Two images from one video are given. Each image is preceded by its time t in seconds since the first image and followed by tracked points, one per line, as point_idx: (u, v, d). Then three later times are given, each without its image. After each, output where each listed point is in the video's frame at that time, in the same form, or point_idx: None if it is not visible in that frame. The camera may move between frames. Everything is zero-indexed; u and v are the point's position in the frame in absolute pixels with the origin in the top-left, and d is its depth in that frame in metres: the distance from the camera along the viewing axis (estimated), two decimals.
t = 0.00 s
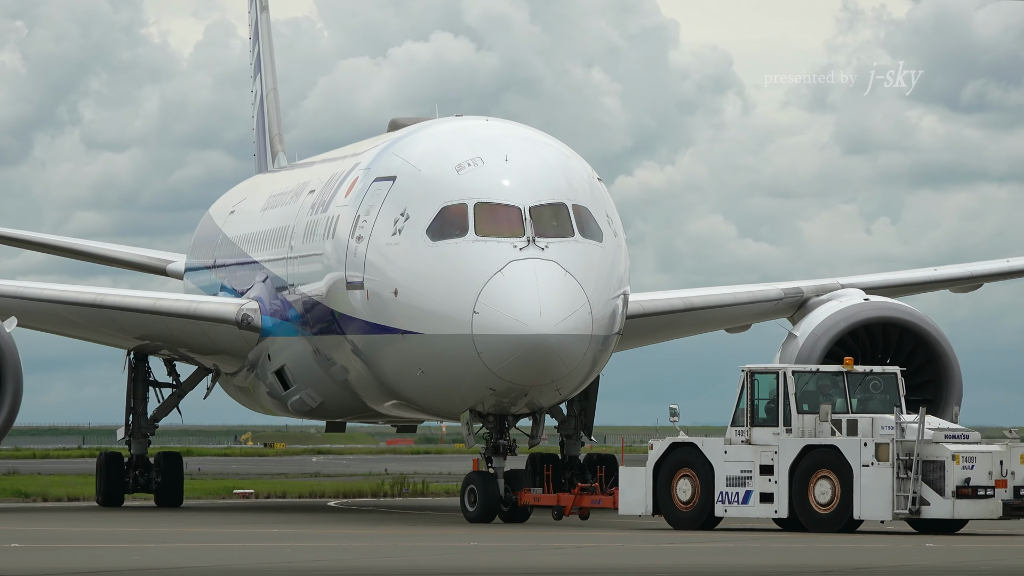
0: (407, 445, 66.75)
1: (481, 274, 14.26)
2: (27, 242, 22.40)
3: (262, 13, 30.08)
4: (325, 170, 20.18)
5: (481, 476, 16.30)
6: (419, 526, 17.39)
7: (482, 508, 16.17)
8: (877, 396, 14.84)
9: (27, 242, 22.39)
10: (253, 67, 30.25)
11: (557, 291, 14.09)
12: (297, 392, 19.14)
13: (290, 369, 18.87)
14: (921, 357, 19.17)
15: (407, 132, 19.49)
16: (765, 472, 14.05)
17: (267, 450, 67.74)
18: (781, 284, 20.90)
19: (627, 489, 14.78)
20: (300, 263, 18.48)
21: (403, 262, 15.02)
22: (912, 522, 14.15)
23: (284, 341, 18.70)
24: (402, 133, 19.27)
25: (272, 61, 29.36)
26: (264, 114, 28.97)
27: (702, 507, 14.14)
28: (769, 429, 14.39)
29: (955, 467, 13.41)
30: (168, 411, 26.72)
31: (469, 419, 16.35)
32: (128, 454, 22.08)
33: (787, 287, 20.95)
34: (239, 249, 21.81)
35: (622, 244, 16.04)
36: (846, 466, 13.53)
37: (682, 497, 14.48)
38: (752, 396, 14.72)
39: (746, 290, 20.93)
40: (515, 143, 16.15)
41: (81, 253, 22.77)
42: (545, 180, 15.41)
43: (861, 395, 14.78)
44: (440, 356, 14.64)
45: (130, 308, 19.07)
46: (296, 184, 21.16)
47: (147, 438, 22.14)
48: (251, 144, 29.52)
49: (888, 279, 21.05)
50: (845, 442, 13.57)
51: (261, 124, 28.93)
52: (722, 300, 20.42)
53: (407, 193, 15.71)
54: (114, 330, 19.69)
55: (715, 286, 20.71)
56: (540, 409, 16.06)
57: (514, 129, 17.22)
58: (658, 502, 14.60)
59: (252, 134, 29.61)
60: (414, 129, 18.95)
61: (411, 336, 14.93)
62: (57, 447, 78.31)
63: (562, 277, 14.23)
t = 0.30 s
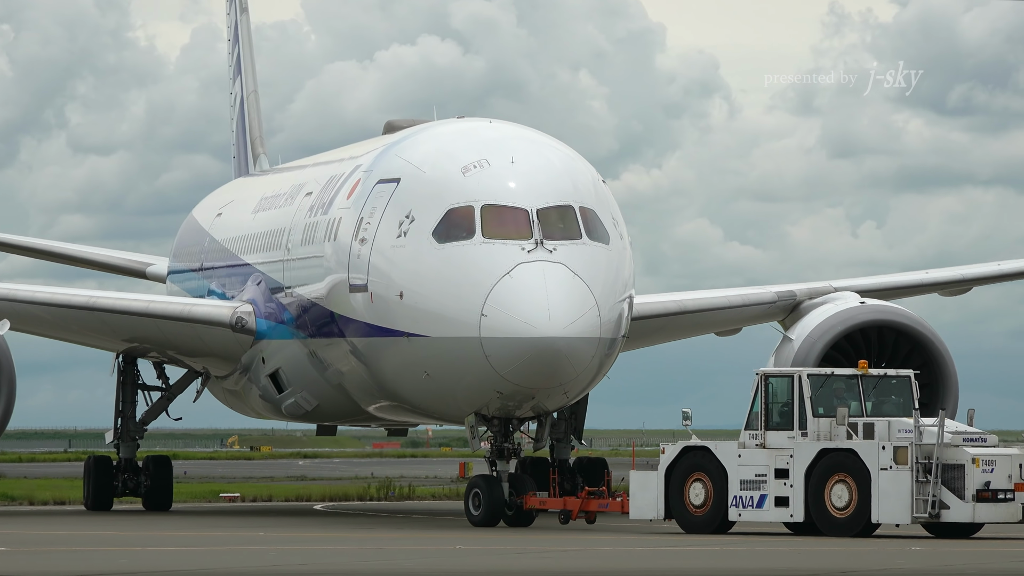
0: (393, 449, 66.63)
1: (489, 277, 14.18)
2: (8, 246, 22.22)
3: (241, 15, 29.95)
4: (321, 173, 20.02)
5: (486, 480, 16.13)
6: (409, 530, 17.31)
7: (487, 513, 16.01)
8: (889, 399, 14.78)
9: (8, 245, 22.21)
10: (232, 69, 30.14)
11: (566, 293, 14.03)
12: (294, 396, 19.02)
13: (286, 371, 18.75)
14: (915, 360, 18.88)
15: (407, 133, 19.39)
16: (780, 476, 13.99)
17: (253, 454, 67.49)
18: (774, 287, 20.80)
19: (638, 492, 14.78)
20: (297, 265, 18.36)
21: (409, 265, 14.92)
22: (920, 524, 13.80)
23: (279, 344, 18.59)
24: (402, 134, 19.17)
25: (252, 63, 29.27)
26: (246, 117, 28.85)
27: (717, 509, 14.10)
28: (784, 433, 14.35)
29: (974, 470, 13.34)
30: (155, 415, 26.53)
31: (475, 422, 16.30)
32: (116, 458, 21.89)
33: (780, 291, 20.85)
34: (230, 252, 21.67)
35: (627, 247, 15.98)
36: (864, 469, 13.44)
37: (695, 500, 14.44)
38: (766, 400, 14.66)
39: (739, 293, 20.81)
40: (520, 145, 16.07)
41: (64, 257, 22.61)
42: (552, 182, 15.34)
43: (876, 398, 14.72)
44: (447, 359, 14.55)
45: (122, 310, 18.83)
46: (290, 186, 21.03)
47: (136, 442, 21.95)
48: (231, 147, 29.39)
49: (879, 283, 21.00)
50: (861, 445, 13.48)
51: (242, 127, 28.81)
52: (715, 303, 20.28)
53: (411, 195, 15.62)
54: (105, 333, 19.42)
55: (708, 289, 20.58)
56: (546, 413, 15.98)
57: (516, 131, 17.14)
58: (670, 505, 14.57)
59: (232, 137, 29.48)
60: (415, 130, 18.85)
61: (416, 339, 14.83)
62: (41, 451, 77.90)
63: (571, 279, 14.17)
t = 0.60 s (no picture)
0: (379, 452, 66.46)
1: (498, 279, 14.11)
2: None
3: (221, 17, 29.83)
4: (317, 174, 19.87)
5: (491, 484, 16.02)
6: (397, 533, 17.23)
7: (492, 517, 15.91)
8: (903, 402, 14.76)
9: None
10: (213, 71, 30.02)
11: (576, 296, 13.97)
12: (289, 398, 18.91)
13: (281, 374, 18.63)
14: (913, 362, 18.69)
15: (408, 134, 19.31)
16: (796, 480, 13.93)
17: (239, 458, 67.23)
18: (768, 291, 20.70)
19: (650, 495, 14.75)
20: (294, 267, 18.26)
21: (415, 268, 14.83)
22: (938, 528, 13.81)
23: (274, 346, 18.48)
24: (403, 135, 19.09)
25: (232, 65, 29.19)
26: (227, 119, 28.71)
27: (731, 516, 14.00)
28: (800, 437, 14.31)
29: (994, 475, 13.33)
30: (142, 418, 26.34)
31: (482, 426, 16.19)
32: (106, 461, 21.72)
33: (774, 294, 20.75)
34: (221, 255, 21.52)
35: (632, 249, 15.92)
36: (882, 474, 13.40)
37: (708, 504, 14.35)
38: (781, 404, 14.64)
39: (734, 296, 20.71)
40: (524, 147, 16.00)
41: (46, 260, 22.45)
42: (558, 184, 15.28)
43: (891, 402, 14.70)
44: (453, 362, 14.46)
45: (115, 313, 18.66)
46: (283, 188, 20.91)
47: (125, 446, 21.79)
48: (211, 149, 29.25)
49: (871, 285, 20.93)
50: (878, 450, 13.42)
51: (222, 130, 28.67)
52: (710, 305, 20.16)
53: (416, 197, 15.53)
54: (97, 336, 19.25)
55: (702, 293, 20.46)
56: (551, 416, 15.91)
57: (519, 132, 17.07)
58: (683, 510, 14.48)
59: (212, 140, 29.35)
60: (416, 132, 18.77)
61: (422, 342, 14.75)
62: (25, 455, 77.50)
63: (580, 282, 14.12)
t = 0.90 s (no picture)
0: (365, 456, 66.35)
1: (507, 282, 14.06)
2: None
3: (202, 19, 29.72)
4: (312, 177, 19.75)
5: (497, 488, 15.92)
6: (385, 537, 17.13)
7: (498, 521, 15.82)
8: (920, 406, 14.70)
9: None
10: (192, 74, 29.90)
11: (585, 299, 13.92)
12: (285, 402, 18.79)
13: (277, 377, 18.52)
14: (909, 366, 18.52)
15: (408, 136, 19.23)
16: (812, 484, 13.93)
17: (226, 462, 66.99)
18: (762, 293, 20.60)
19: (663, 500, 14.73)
20: (292, 269, 18.16)
21: (422, 271, 14.76)
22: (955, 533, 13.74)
23: (270, 350, 18.39)
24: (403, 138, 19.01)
25: (212, 68, 29.11)
26: (208, 121, 28.61)
27: (746, 521, 13.95)
28: (815, 441, 14.31)
29: (1014, 479, 13.29)
30: (131, 422, 26.18)
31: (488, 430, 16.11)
32: (95, 465, 21.58)
33: (768, 297, 20.64)
34: (212, 258, 21.39)
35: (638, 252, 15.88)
36: (899, 478, 13.38)
37: (722, 508, 14.29)
38: (798, 407, 14.64)
39: (728, 299, 20.63)
40: (529, 149, 15.93)
41: (28, 264, 22.31)
42: (565, 187, 15.23)
43: (906, 406, 14.68)
44: (460, 364, 14.39)
45: (108, 317, 18.55)
46: (276, 191, 20.79)
47: (114, 450, 21.65)
48: (191, 152, 29.15)
49: (864, 288, 20.83)
50: (898, 454, 13.41)
51: (202, 132, 28.57)
52: (705, 308, 20.03)
53: (421, 200, 15.46)
54: (90, 340, 19.14)
55: (694, 296, 20.36)
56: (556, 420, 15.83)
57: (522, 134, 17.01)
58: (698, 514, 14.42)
59: (192, 143, 29.24)
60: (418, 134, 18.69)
61: (429, 346, 14.67)
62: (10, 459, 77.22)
63: (589, 285, 14.07)
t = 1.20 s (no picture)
0: (353, 458, 66.21)
1: (517, 284, 14.00)
2: None
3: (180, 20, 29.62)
4: (310, 179, 19.65)
5: (503, 491, 15.84)
6: (380, 540, 17.02)
7: (504, 524, 15.72)
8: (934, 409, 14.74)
9: None
10: (171, 75, 29.78)
11: (595, 300, 13.88)
12: (281, 404, 18.69)
13: (273, 379, 18.40)
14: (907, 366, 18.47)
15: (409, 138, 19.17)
16: (829, 487, 13.91)
17: (213, 464, 66.76)
18: (755, 296, 20.53)
19: (677, 503, 14.74)
20: (292, 270, 18.06)
21: (429, 273, 14.68)
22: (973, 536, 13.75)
23: (265, 351, 18.30)
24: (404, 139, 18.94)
25: (191, 69, 29.04)
26: (187, 123, 28.51)
27: (760, 522, 13.95)
28: (830, 442, 14.27)
29: None
30: (117, 425, 26.01)
31: (495, 433, 16.05)
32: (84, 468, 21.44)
33: (761, 299, 20.56)
34: (202, 260, 21.26)
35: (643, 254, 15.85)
36: (917, 480, 13.29)
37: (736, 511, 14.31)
38: (814, 408, 14.61)
39: (722, 301, 20.57)
40: (534, 150, 15.88)
41: (11, 266, 22.14)
42: (572, 188, 15.18)
43: (922, 408, 14.68)
44: (469, 366, 14.31)
45: (102, 319, 18.43)
46: (271, 193, 20.68)
47: (103, 453, 21.52)
48: (171, 153, 29.00)
49: (859, 290, 20.78)
50: (916, 457, 13.33)
51: (181, 134, 28.47)
52: (698, 310, 19.94)
53: (426, 202, 15.38)
54: (83, 341, 19.02)
55: (684, 299, 20.28)
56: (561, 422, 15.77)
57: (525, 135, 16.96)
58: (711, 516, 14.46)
59: (170, 144, 29.14)
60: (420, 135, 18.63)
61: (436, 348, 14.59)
62: None
63: (599, 287, 14.04)
